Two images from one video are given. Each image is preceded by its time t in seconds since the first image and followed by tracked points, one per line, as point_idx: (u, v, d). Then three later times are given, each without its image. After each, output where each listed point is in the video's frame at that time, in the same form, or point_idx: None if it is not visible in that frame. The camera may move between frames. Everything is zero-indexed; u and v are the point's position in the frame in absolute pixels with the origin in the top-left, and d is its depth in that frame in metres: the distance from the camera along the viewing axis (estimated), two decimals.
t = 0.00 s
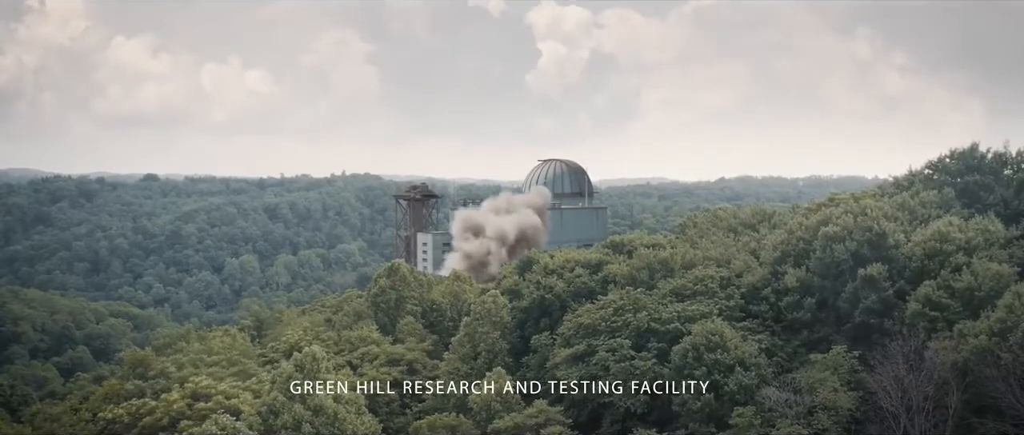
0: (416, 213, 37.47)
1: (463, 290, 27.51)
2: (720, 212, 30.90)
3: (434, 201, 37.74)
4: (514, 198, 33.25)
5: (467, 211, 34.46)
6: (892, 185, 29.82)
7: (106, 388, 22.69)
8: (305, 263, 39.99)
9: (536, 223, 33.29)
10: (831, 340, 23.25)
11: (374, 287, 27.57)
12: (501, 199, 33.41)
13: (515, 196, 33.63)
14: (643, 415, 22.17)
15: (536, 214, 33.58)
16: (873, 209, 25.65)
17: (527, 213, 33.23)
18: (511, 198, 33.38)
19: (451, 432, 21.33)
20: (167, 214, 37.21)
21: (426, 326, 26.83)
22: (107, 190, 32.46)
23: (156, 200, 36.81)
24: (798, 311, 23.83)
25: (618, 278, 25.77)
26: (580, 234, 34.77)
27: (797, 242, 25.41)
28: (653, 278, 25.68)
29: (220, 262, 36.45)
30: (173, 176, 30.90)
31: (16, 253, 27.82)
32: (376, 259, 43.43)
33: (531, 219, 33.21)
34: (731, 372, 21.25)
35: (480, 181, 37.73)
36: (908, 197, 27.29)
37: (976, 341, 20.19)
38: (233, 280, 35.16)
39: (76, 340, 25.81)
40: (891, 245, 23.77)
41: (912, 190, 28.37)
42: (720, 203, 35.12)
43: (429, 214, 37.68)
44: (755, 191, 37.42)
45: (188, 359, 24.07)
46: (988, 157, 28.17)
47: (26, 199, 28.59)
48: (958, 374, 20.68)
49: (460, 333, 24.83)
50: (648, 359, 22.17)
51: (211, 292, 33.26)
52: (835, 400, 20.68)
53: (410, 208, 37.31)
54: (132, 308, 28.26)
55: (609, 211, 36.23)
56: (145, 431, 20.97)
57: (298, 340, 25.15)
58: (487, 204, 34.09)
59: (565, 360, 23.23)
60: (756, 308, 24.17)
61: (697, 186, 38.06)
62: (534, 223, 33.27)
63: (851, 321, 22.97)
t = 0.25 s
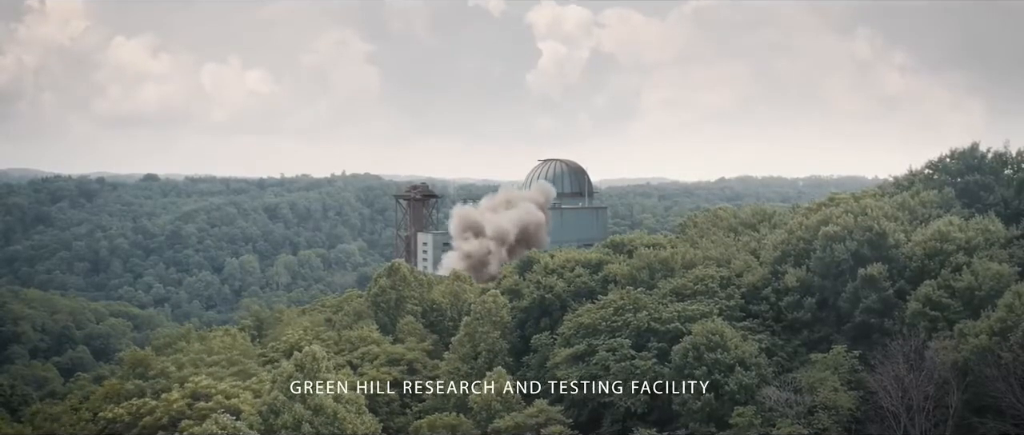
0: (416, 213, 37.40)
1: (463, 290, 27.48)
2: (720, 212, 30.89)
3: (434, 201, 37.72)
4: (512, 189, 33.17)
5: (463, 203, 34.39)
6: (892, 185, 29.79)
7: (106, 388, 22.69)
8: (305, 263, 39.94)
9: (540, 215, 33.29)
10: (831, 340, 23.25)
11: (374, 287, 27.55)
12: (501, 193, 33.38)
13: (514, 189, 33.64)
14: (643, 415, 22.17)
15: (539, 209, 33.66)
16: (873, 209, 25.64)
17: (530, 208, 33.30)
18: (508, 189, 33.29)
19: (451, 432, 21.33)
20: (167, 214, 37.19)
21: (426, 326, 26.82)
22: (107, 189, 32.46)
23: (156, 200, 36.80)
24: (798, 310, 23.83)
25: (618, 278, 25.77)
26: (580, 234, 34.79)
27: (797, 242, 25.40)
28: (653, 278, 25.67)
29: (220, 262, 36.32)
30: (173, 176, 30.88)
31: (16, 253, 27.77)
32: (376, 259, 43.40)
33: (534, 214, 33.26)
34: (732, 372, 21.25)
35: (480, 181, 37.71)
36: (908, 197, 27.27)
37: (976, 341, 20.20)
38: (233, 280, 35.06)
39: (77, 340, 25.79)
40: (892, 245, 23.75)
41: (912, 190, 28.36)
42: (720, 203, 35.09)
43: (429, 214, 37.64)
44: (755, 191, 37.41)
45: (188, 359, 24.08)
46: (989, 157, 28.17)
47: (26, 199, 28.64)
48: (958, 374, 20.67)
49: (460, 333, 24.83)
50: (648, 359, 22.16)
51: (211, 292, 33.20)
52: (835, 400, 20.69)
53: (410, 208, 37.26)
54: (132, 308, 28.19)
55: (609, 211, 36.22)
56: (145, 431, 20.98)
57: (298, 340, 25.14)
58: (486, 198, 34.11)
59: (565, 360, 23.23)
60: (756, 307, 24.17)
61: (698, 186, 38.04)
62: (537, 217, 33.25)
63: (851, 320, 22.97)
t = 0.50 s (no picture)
0: (416, 213, 37.30)
1: (463, 290, 27.46)
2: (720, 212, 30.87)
3: (434, 200, 37.71)
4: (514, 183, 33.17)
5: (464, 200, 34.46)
6: (893, 185, 29.76)
7: (106, 388, 22.69)
8: (305, 263, 39.90)
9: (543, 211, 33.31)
10: (831, 340, 23.25)
11: (374, 287, 27.54)
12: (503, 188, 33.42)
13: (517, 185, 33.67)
14: (643, 415, 22.17)
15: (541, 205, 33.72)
16: (873, 208, 25.63)
17: (532, 205, 33.34)
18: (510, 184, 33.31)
19: (451, 431, 21.32)
20: (167, 214, 37.17)
21: (426, 326, 26.81)
22: (107, 189, 32.45)
23: (156, 200, 36.79)
24: (798, 310, 23.83)
25: (619, 278, 25.77)
26: (580, 234, 34.79)
27: (797, 242, 25.40)
28: (653, 278, 25.68)
29: (220, 262, 36.29)
30: (172, 176, 30.87)
31: (16, 253, 27.77)
32: (376, 259, 43.36)
33: (536, 211, 33.32)
34: (732, 371, 21.26)
35: (480, 181, 37.70)
36: (909, 196, 27.26)
37: (976, 341, 20.20)
38: (233, 280, 35.04)
39: (77, 340, 25.77)
40: (892, 245, 23.75)
41: (912, 189, 28.34)
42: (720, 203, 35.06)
43: (429, 214, 37.58)
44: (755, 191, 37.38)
45: (188, 359, 24.08)
46: (989, 157, 28.15)
47: (26, 199, 28.67)
48: (958, 373, 20.67)
49: (460, 333, 24.83)
50: (648, 358, 22.17)
51: (211, 292, 33.24)
52: (835, 400, 20.69)
53: (410, 208, 37.15)
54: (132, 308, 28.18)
55: (609, 211, 36.21)
56: (145, 431, 21.00)
57: (298, 340, 25.13)
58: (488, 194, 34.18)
59: (565, 360, 23.23)
60: (756, 307, 24.17)
61: (698, 186, 38.01)
62: (540, 215, 33.29)
63: (851, 320, 22.97)
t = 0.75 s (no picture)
0: (416, 213, 37.41)
1: (463, 290, 27.46)
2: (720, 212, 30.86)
3: (434, 200, 37.70)
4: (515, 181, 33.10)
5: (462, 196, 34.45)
6: (893, 184, 29.74)
7: (106, 387, 22.71)
8: (305, 263, 39.87)
9: (544, 208, 33.31)
10: (831, 339, 23.26)
11: (374, 287, 27.53)
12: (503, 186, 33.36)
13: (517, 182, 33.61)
14: (643, 414, 22.17)
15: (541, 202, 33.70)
16: (873, 208, 25.63)
17: (532, 204, 33.36)
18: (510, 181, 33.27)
19: (451, 431, 21.33)
20: (167, 214, 37.17)
21: (426, 326, 26.80)
22: (107, 190, 32.46)
23: (156, 200, 36.78)
24: (798, 310, 23.84)
25: (619, 277, 25.78)
26: (580, 234, 34.79)
27: (798, 241, 25.40)
28: (653, 277, 25.68)
29: (221, 261, 36.26)
30: (173, 176, 30.87)
31: (16, 253, 27.87)
32: (376, 259, 43.34)
33: (537, 209, 33.31)
34: (732, 371, 21.27)
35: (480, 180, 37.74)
36: (909, 196, 27.26)
37: (976, 340, 20.20)
38: (233, 280, 34.99)
39: (77, 340, 25.77)
40: (892, 244, 23.74)
41: (913, 189, 28.33)
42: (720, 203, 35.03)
43: (429, 214, 37.66)
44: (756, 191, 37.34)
45: (188, 359, 24.09)
46: (989, 157, 28.15)
47: (26, 199, 28.76)
48: (958, 373, 20.66)
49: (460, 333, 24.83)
50: (648, 358, 22.17)
51: (211, 292, 33.10)
52: (836, 400, 20.70)
53: (410, 208, 37.26)
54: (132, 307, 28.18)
55: (609, 211, 36.20)
56: (145, 430, 21.04)
57: (298, 340, 25.13)
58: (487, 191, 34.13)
59: (565, 360, 23.23)
60: (756, 307, 24.17)
61: (698, 187, 37.98)
62: (541, 213, 33.34)
63: (851, 320, 22.97)
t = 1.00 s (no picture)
0: (416, 213, 37.37)
1: (463, 290, 27.46)
2: (720, 212, 30.89)
3: (434, 200, 37.69)
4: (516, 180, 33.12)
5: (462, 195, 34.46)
6: (893, 184, 29.73)
7: (106, 387, 22.71)
8: (305, 263, 39.86)
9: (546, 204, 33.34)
10: (831, 339, 23.27)
11: (374, 287, 27.51)
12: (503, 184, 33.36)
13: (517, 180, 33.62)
14: (643, 414, 22.17)
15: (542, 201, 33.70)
16: (873, 208, 25.64)
17: (534, 203, 33.32)
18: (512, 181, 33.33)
19: (451, 431, 21.35)
20: (167, 214, 37.16)
21: (426, 326, 26.80)
22: (107, 189, 32.45)
23: (156, 200, 36.77)
24: (798, 309, 23.85)
25: (619, 277, 25.79)
26: (580, 234, 34.79)
27: (797, 241, 25.40)
28: (653, 277, 25.70)
29: (220, 261, 36.26)
30: (173, 176, 30.84)
31: (16, 253, 27.83)
32: (376, 259, 43.33)
33: (538, 210, 33.30)
34: (732, 370, 21.28)
35: (479, 180, 37.71)
36: (908, 196, 27.27)
37: (976, 340, 20.22)
38: (233, 280, 34.98)
39: (77, 340, 25.77)
40: (892, 244, 23.74)
41: (912, 189, 28.33)
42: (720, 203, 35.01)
43: (429, 214, 37.64)
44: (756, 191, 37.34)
45: (188, 358, 24.10)
46: (988, 157, 28.16)
47: (26, 199, 28.77)
48: (958, 373, 20.65)
49: (460, 332, 24.83)
50: (648, 358, 22.17)
51: (211, 292, 33.13)
52: (836, 399, 20.72)
53: (410, 207, 37.23)
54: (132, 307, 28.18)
55: (609, 210, 36.20)
56: (145, 430, 21.11)
57: (298, 340, 25.14)
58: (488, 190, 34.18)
59: (565, 359, 23.23)
60: (756, 306, 24.19)
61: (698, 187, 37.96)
62: (541, 214, 33.37)
63: (851, 320, 22.98)
